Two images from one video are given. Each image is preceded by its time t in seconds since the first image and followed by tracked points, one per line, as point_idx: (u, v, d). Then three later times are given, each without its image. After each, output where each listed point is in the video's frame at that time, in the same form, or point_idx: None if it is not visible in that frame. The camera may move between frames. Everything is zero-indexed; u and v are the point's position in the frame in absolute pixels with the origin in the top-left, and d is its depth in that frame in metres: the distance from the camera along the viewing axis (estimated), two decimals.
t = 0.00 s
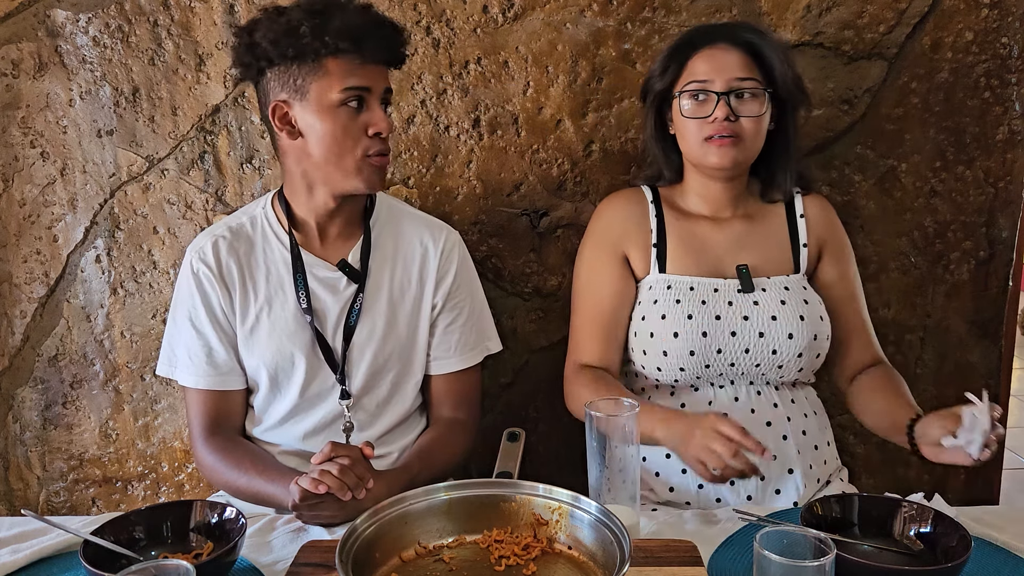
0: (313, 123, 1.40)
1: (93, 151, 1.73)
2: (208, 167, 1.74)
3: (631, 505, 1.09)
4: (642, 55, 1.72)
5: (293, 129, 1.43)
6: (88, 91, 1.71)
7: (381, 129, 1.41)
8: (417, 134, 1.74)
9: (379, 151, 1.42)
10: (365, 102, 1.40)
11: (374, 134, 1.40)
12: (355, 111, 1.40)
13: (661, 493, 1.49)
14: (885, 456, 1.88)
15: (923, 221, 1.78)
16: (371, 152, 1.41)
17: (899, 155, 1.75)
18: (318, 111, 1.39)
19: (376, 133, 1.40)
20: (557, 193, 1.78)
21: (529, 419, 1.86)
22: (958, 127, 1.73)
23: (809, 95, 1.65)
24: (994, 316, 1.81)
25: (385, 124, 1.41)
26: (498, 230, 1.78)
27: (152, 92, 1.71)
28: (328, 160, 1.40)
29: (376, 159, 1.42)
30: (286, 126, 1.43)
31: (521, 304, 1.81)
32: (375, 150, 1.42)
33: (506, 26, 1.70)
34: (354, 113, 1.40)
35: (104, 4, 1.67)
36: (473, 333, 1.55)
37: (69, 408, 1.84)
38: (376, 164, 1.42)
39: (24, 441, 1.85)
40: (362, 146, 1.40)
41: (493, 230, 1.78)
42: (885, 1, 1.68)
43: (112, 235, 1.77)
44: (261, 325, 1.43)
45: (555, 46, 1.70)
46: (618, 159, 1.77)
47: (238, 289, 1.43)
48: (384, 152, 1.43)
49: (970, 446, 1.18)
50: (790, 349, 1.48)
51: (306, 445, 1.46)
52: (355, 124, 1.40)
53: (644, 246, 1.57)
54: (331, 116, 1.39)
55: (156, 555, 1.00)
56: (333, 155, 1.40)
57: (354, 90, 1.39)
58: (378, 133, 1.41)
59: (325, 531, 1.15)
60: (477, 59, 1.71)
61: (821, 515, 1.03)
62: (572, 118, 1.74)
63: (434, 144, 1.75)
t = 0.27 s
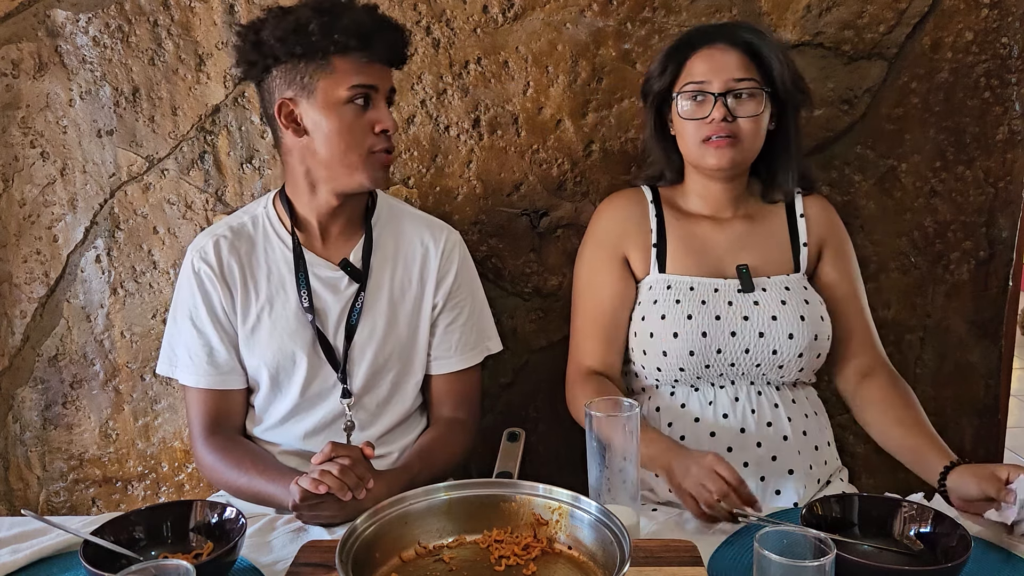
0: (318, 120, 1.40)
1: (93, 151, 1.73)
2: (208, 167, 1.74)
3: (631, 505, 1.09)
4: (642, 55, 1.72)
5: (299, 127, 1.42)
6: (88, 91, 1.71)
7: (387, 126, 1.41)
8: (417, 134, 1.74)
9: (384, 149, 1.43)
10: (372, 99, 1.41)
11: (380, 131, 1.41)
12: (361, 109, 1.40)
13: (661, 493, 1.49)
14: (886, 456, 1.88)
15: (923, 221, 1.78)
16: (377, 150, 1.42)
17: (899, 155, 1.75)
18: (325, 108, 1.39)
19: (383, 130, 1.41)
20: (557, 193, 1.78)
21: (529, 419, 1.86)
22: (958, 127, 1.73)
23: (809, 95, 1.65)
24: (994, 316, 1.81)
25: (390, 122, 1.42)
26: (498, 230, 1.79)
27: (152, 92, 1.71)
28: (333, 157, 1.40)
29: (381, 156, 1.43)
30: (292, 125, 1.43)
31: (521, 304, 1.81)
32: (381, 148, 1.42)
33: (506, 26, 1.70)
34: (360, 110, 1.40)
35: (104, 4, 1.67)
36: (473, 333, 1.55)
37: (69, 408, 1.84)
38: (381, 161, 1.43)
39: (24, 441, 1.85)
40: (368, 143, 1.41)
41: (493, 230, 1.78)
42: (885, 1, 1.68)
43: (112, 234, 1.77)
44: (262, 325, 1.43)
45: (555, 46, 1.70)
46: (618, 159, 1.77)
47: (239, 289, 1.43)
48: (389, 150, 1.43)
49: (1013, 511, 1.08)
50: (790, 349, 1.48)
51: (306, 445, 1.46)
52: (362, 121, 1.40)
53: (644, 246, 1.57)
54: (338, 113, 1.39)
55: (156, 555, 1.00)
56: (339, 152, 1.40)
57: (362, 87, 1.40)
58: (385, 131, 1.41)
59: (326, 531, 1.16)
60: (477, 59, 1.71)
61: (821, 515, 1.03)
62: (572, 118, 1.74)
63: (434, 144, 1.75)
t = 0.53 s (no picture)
0: (322, 119, 1.40)
1: (93, 151, 1.73)
2: (209, 167, 1.74)
3: (631, 505, 1.09)
4: (642, 55, 1.72)
5: (301, 127, 1.42)
6: (88, 91, 1.71)
7: (390, 125, 1.41)
8: (417, 134, 1.74)
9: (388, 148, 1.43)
10: (374, 98, 1.42)
11: (383, 130, 1.41)
12: (364, 107, 1.41)
13: (660, 493, 1.48)
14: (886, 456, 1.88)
15: (923, 221, 1.78)
16: (380, 148, 1.42)
17: (898, 155, 1.75)
18: (328, 108, 1.39)
19: (386, 128, 1.41)
20: (557, 193, 1.78)
21: (529, 419, 1.86)
22: (957, 127, 1.73)
23: (809, 95, 1.65)
24: (995, 316, 1.81)
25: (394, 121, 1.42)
26: (498, 230, 1.79)
27: (152, 92, 1.71)
28: (337, 157, 1.40)
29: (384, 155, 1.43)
30: (294, 124, 1.43)
31: (521, 304, 1.81)
32: (384, 147, 1.42)
33: (506, 26, 1.70)
34: (363, 109, 1.40)
35: (104, 4, 1.67)
36: (473, 333, 1.55)
37: (69, 408, 1.84)
38: (384, 158, 1.43)
39: (24, 441, 1.85)
40: (371, 142, 1.41)
41: (493, 230, 1.78)
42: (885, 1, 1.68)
43: (112, 234, 1.77)
44: (262, 325, 1.43)
45: (555, 46, 1.70)
46: (618, 159, 1.77)
47: (239, 289, 1.43)
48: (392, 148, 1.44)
49: (996, 518, 1.05)
50: (789, 348, 1.48)
51: (306, 445, 1.46)
52: (365, 120, 1.40)
53: (644, 246, 1.57)
54: (341, 112, 1.39)
55: (156, 556, 1.00)
56: (342, 151, 1.40)
57: (364, 86, 1.40)
58: (388, 129, 1.42)
59: (325, 531, 1.15)
60: (477, 59, 1.71)
61: (821, 515, 1.03)
62: (572, 118, 1.74)
63: (434, 144, 1.75)
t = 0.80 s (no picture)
0: (320, 119, 1.40)
1: (93, 151, 1.73)
2: (209, 167, 1.74)
3: (631, 505, 1.09)
4: (642, 55, 1.72)
5: (300, 126, 1.43)
6: (88, 91, 1.71)
7: (389, 125, 1.41)
8: (417, 134, 1.74)
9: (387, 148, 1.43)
10: (374, 98, 1.42)
11: (381, 130, 1.41)
12: (362, 108, 1.41)
13: (660, 493, 1.48)
14: (885, 456, 1.88)
15: (923, 221, 1.78)
16: (379, 148, 1.42)
17: (899, 155, 1.75)
18: (326, 108, 1.40)
19: (385, 128, 1.41)
20: (557, 193, 1.78)
21: (529, 419, 1.86)
22: (957, 127, 1.73)
23: (809, 95, 1.65)
24: (995, 316, 1.81)
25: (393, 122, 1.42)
26: (498, 230, 1.79)
27: (152, 92, 1.71)
28: (334, 156, 1.40)
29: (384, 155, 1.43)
30: (293, 124, 1.43)
31: (521, 304, 1.81)
32: (383, 147, 1.42)
33: (506, 26, 1.70)
34: (362, 109, 1.40)
35: (104, 4, 1.67)
36: (473, 333, 1.55)
37: (69, 408, 1.84)
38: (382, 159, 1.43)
39: (24, 441, 1.85)
40: (370, 142, 1.41)
41: (493, 230, 1.78)
42: (885, 1, 1.68)
43: (112, 234, 1.77)
44: (262, 325, 1.43)
45: (555, 46, 1.70)
46: (618, 159, 1.77)
47: (239, 289, 1.43)
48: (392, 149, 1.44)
49: (997, 517, 1.05)
50: (789, 349, 1.48)
51: (306, 445, 1.46)
52: (364, 120, 1.40)
53: (644, 246, 1.57)
54: (340, 112, 1.39)
55: (156, 555, 1.00)
56: (340, 151, 1.40)
57: (364, 86, 1.40)
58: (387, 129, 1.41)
59: (325, 530, 1.15)
60: (477, 59, 1.71)
61: (821, 515, 1.03)
62: (572, 118, 1.74)
63: (434, 144, 1.75)
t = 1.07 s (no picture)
0: (319, 122, 1.40)
1: (93, 151, 1.73)
2: (209, 167, 1.74)
3: (631, 505, 1.09)
4: (642, 55, 1.72)
5: (300, 129, 1.43)
6: (88, 91, 1.71)
7: (389, 127, 1.41)
8: (417, 134, 1.74)
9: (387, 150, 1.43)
10: (372, 100, 1.41)
11: (381, 133, 1.41)
12: (362, 110, 1.40)
13: (660, 493, 1.48)
14: (886, 456, 1.88)
15: (923, 221, 1.78)
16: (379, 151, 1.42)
17: (899, 155, 1.75)
18: (325, 110, 1.39)
19: (385, 131, 1.41)
20: (557, 193, 1.78)
21: (529, 419, 1.86)
22: (957, 127, 1.73)
23: (809, 95, 1.65)
24: (995, 316, 1.81)
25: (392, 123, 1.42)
26: (498, 230, 1.78)
27: (152, 92, 1.71)
28: (335, 159, 1.41)
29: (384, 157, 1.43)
30: (293, 127, 1.43)
31: (521, 304, 1.81)
32: (383, 149, 1.42)
33: (506, 26, 1.70)
34: (361, 112, 1.40)
35: (104, 4, 1.67)
36: (473, 333, 1.55)
37: (69, 408, 1.84)
38: (383, 160, 1.43)
39: (24, 441, 1.85)
40: (370, 145, 1.41)
41: (493, 230, 1.78)
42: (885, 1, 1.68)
43: (112, 234, 1.77)
44: (262, 325, 1.43)
45: (555, 46, 1.70)
46: (618, 159, 1.77)
47: (239, 289, 1.43)
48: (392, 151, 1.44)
49: (995, 518, 1.05)
50: (790, 349, 1.48)
51: (306, 445, 1.46)
52: (363, 122, 1.40)
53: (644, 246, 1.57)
54: (338, 114, 1.39)
55: (156, 555, 1.00)
56: (340, 154, 1.40)
57: (361, 89, 1.39)
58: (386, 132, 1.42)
59: (325, 531, 1.15)
60: (477, 59, 1.71)
61: (821, 515, 1.03)
62: (572, 118, 1.74)
63: (434, 144, 1.75)
